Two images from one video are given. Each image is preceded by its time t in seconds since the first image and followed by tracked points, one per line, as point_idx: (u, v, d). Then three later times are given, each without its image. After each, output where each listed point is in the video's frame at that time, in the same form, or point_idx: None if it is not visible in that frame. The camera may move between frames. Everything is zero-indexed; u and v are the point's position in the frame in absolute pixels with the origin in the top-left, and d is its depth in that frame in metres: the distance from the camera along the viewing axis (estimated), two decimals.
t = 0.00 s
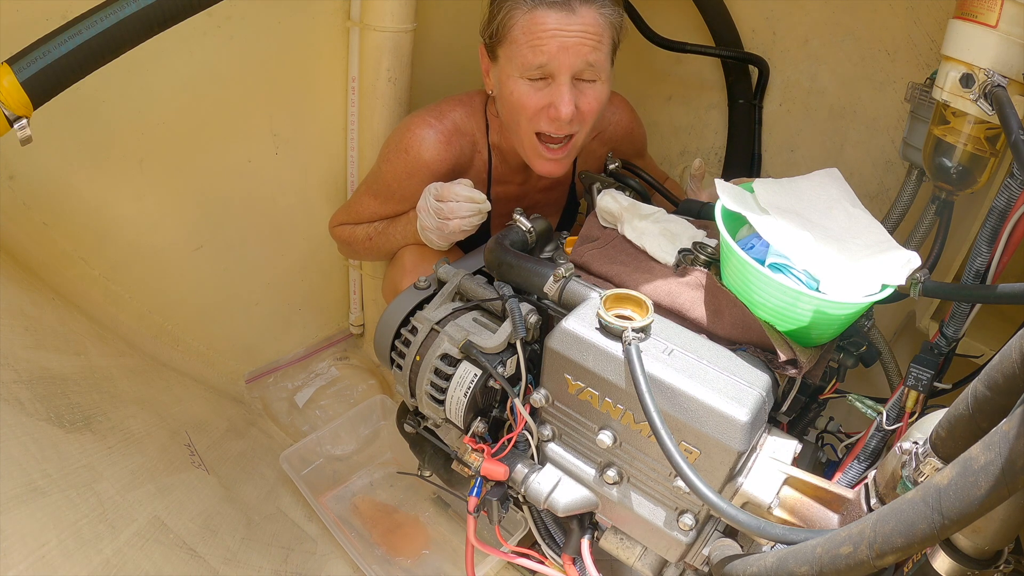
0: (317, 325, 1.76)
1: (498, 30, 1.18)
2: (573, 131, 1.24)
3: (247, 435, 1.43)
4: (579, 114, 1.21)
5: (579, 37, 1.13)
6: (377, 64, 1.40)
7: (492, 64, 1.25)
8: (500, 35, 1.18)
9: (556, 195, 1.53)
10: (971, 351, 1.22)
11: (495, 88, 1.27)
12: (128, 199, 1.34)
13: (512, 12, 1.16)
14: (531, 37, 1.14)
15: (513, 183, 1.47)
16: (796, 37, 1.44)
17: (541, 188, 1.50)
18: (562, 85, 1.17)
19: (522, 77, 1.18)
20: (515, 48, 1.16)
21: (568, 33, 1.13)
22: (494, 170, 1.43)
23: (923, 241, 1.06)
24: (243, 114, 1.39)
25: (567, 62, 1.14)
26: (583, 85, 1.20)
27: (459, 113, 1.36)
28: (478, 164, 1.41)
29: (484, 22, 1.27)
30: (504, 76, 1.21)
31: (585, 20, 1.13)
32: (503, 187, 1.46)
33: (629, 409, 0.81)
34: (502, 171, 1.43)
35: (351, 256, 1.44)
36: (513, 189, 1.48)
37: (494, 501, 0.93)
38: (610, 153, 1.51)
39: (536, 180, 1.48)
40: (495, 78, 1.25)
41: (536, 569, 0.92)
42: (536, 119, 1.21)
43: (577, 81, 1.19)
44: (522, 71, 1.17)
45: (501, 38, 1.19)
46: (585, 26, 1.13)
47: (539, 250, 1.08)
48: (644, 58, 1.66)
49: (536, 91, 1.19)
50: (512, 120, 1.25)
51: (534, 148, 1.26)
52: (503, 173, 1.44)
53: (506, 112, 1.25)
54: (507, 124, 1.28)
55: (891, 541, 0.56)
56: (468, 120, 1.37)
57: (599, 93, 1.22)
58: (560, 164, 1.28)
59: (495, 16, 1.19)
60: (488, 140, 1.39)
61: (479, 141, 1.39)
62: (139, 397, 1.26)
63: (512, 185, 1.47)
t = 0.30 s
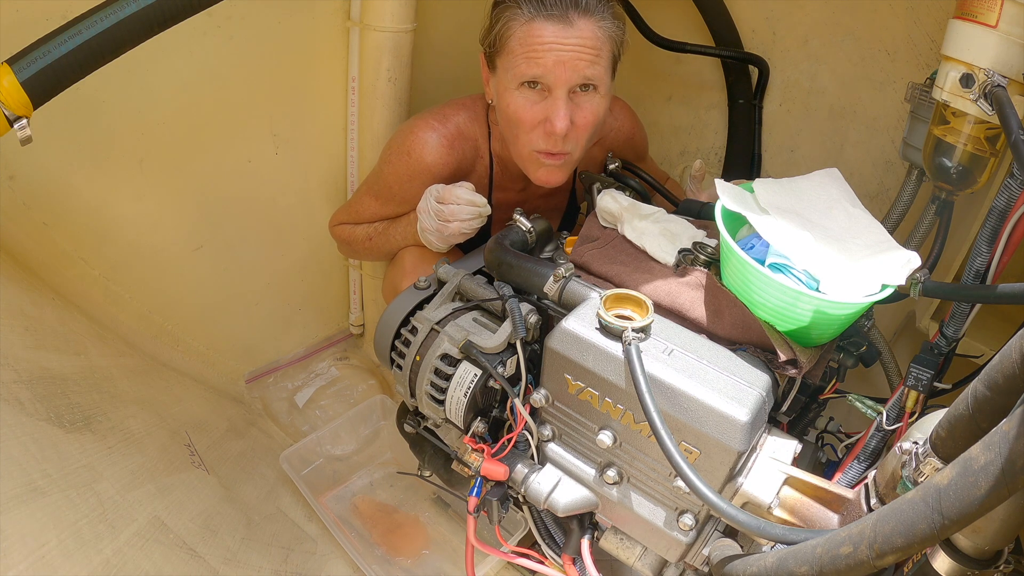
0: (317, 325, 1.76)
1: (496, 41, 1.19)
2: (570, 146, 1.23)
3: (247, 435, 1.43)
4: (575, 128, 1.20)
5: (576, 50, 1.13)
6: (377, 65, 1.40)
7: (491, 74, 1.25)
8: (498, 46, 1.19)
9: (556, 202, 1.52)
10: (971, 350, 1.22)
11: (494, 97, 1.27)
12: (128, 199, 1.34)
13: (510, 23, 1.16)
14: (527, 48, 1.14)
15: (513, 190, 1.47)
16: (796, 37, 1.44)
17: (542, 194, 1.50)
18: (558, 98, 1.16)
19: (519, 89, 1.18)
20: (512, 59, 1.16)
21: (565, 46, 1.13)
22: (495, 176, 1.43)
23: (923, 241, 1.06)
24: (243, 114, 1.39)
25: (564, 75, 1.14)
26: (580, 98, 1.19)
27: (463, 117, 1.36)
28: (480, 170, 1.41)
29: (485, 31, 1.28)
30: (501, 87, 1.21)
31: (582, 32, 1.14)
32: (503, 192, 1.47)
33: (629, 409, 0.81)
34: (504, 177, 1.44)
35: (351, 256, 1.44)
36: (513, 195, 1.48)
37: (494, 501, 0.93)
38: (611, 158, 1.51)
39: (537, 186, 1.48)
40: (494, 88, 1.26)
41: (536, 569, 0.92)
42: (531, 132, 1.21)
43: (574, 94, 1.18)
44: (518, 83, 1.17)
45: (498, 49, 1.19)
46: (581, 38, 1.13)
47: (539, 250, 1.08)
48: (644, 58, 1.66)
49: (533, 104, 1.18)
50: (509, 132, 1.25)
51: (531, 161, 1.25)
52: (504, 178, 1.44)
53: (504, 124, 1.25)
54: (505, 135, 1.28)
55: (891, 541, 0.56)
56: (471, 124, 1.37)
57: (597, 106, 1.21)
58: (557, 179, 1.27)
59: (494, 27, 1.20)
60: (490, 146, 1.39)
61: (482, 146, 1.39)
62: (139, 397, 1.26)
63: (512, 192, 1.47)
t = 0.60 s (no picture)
0: (317, 325, 1.76)
1: (496, 53, 1.18)
2: (571, 157, 1.24)
3: (247, 435, 1.43)
4: (576, 140, 1.21)
5: (575, 65, 1.13)
6: (377, 65, 1.40)
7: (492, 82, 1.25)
8: (498, 58, 1.18)
9: (556, 203, 1.52)
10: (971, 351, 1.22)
11: (496, 104, 1.28)
12: (128, 199, 1.34)
13: (510, 35, 1.15)
14: (527, 63, 1.13)
15: (514, 193, 1.47)
16: (796, 37, 1.44)
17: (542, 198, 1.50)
18: (558, 112, 1.17)
19: (519, 102, 1.18)
20: (511, 73, 1.16)
21: (564, 61, 1.12)
22: (496, 179, 1.43)
23: (923, 241, 1.06)
24: (243, 114, 1.39)
25: (563, 90, 1.14)
26: (581, 110, 1.19)
27: (464, 119, 1.36)
28: (481, 172, 1.41)
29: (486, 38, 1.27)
30: (502, 98, 1.21)
31: (582, 47, 1.13)
32: (504, 196, 1.47)
33: (629, 409, 0.81)
34: (505, 180, 1.44)
35: (351, 255, 1.44)
36: (514, 198, 1.48)
37: (494, 501, 0.93)
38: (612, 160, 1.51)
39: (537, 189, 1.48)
40: (495, 96, 1.26)
41: (536, 569, 0.92)
42: (532, 144, 1.22)
43: (574, 107, 1.18)
44: (518, 96, 1.17)
45: (498, 61, 1.18)
46: (581, 53, 1.13)
47: (539, 250, 1.08)
48: (645, 58, 1.66)
49: (533, 116, 1.19)
50: (511, 141, 1.26)
51: (533, 171, 1.27)
52: (505, 182, 1.44)
53: (506, 133, 1.26)
54: (507, 142, 1.29)
55: (891, 541, 0.56)
56: (473, 126, 1.37)
57: (598, 117, 1.21)
58: (559, 188, 1.29)
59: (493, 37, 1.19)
60: (491, 149, 1.39)
61: (483, 149, 1.39)
62: (139, 397, 1.26)
63: (513, 195, 1.47)
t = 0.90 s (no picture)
0: (317, 325, 1.76)
1: (495, 51, 1.18)
2: (570, 155, 1.23)
3: (246, 435, 1.43)
4: (575, 138, 1.21)
5: (574, 62, 1.12)
6: (377, 65, 1.40)
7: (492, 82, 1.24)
8: (496, 57, 1.18)
9: (556, 203, 1.52)
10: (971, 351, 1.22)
11: (495, 103, 1.27)
12: (127, 199, 1.34)
13: (508, 33, 1.15)
14: (526, 61, 1.13)
15: (514, 193, 1.47)
16: (796, 37, 1.44)
17: (541, 198, 1.50)
18: (557, 110, 1.16)
19: (518, 100, 1.18)
20: (510, 71, 1.16)
21: (564, 58, 1.12)
22: (496, 180, 1.43)
23: (923, 241, 1.06)
24: (243, 114, 1.39)
25: (562, 87, 1.14)
26: (580, 108, 1.19)
27: (465, 119, 1.36)
28: (482, 173, 1.41)
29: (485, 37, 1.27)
30: (501, 97, 1.21)
31: (581, 44, 1.13)
32: (504, 196, 1.46)
33: (629, 409, 0.81)
34: (505, 180, 1.43)
35: (351, 256, 1.44)
36: (514, 199, 1.48)
37: (494, 501, 0.93)
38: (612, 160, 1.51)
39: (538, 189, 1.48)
40: (495, 95, 1.25)
41: (536, 569, 0.92)
42: (532, 143, 1.21)
43: (573, 105, 1.18)
44: (517, 95, 1.17)
45: (497, 59, 1.18)
46: (580, 50, 1.13)
47: (539, 250, 1.08)
48: (644, 58, 1.66)
49: (532, 115, 1.19)
50: (510, 141, 1.25)
51: (533, 171, 1.27)
52: (505, 182, 1.44)
53: (505, 132, 1.26)
54: (507, 142, 1.28)
55: (891, 541, 0.56)
56: (473, 126, 1.37)
57: (597, 116, 1.21)
58: (559, 187, 1.28)
59: (492, 36, 1.19)
60: (491, 149, 1.39)
61: (484, 150, 1.39)
62: (139, 397, 1.26)
63: (513, 195, 1.47)
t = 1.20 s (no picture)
0: (317, 325, 1.76)
1: (488, 27, 1.18)
2: (561, 133, 1.22)
3: (246, 434, 1.43)
4: (566, 116, 1.19)
5: (564, 35, 1.11)
6: (377, 65, 1.40)
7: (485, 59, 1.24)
8: (489, 32, 1.18)
9: (555, 198, 1.52)
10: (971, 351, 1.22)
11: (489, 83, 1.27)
12: (127, 199, 1.34)
13: (500, 8, 1.15)
14: (516, 34, 1.13)
15: (514, 184, 1.45)
16: (796, 37, 1.44)
17: (541, 190, 1.48)
18: (547, 85, 1.15)
19: (508, 76, 1.17)
20: (501, 45, 1.16)
21: (553, 31, 1.11)
22: (494, 172, 1.42)
23: (923, 241, 1.06)
24: (243, 113, 1.39)
25: (552, 62, 1.13)
26: (571, 85, 1.18)
27: (459, 114, 1.35)
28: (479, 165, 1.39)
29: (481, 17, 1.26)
30: (493, 75, 1.21)
31: (571, 17, 1.12)
32: (503, 188, 1.45)
33: (629, 409, 0.81)
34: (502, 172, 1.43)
35: (351, 259, 1.44)
36: (513, 195, 1.48)
37: (494, 501, 0.93)
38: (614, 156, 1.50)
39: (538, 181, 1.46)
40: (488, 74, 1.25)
41: (536, 569, 0.91)
42: (522, 121, 1.20)
43: (564, 81, 1.17)
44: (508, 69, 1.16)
45: (490, 34, 1.18)
46: (571, 23, 1.12)
47: (539, 250, 1.08)
48: (645, 58, 1.66)
49: (522, 91, 1.18)
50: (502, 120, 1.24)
51: (526, 151, 1.26)
52: (503, 174, 1.43)
53: (498, 112, 1.25)
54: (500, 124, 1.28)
55: (891, 541, 0.56)
56: (468, 121, 1.36)
57: (589, 93, 1.20)
58: (553, 168, 1.28)
59: (486, 12, 1.19)
60: (487, 143, 1.38)
61: (479, 144, 1.37)
62: (138, 397, 1.26)
63: (513, 186, 1.46)
